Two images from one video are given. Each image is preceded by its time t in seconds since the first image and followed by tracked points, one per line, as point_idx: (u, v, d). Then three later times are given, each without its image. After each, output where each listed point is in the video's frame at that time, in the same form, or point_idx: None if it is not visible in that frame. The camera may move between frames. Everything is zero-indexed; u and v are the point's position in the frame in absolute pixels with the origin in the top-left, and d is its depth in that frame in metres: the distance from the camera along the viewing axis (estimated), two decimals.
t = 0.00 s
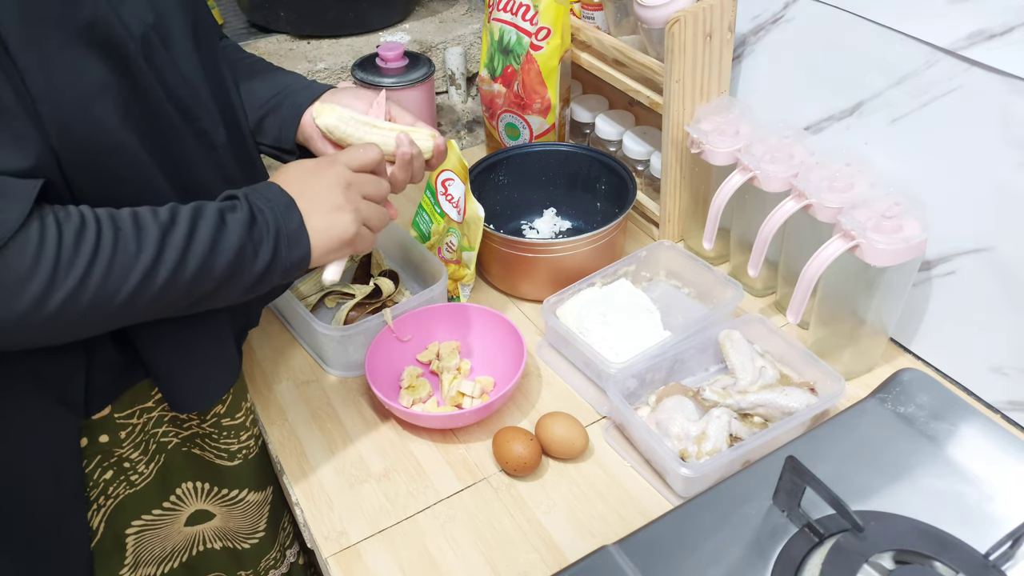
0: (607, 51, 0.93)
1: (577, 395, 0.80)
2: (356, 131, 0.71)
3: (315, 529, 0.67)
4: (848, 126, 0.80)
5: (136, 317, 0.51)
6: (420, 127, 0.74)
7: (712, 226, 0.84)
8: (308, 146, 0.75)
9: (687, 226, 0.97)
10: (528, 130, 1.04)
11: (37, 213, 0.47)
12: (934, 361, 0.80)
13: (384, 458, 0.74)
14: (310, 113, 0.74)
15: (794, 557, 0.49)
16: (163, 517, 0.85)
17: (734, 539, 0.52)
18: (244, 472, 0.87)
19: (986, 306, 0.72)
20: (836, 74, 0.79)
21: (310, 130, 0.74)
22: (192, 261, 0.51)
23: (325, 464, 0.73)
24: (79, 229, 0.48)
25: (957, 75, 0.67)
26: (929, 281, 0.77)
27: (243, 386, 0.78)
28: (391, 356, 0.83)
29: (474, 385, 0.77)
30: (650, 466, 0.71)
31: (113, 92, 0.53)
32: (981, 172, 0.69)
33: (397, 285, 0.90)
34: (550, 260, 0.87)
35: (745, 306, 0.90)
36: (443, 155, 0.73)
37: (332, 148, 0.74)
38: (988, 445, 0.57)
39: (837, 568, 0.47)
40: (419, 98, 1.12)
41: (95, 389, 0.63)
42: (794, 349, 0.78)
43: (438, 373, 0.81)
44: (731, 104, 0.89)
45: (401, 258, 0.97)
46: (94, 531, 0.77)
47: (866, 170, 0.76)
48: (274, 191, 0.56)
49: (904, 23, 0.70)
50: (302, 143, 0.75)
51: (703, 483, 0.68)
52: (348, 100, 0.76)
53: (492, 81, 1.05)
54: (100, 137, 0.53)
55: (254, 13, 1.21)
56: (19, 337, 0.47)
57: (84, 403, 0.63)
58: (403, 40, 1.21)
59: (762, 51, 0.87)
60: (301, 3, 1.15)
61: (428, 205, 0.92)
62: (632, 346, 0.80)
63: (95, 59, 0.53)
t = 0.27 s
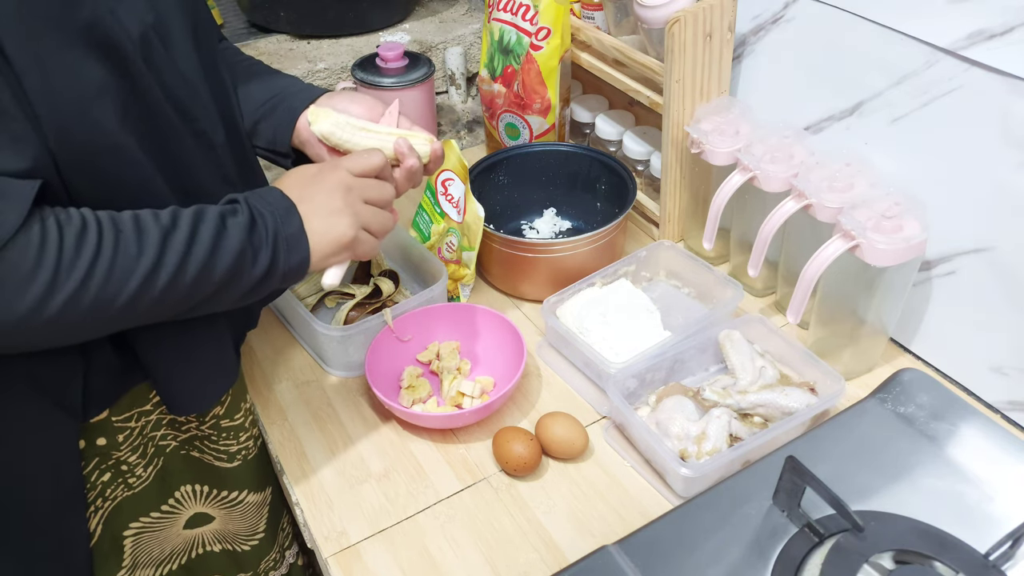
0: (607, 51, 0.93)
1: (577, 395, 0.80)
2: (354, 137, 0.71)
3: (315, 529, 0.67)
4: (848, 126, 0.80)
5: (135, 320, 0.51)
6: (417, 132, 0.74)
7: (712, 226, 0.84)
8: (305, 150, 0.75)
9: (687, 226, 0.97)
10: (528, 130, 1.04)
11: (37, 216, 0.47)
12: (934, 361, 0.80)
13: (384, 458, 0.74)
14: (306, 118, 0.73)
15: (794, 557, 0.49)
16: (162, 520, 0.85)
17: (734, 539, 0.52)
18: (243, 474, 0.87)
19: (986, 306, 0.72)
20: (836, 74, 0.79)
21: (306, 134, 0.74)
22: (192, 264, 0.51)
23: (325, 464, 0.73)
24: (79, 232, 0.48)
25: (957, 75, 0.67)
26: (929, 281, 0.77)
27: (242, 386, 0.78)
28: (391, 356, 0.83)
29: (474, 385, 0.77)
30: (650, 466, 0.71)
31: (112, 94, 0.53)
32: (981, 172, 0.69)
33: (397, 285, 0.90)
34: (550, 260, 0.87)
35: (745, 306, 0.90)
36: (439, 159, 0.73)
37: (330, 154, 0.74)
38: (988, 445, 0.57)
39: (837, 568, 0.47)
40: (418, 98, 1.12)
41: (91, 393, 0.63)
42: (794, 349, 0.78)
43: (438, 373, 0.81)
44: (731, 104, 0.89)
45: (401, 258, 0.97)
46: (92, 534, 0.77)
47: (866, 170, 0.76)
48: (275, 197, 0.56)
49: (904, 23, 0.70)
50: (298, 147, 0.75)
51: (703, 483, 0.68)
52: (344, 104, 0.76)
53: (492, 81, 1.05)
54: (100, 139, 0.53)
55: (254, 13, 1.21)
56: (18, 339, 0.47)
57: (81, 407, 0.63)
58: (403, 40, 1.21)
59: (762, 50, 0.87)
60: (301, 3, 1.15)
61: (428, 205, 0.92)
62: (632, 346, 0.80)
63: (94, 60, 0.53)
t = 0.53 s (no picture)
0: (607, 51, 0.93)
1: (577, 395, 0.80)
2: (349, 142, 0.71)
3: (315, 529, 0.67)
4: (848, 126, 0.80)
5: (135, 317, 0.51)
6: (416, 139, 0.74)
7: (712, 226, 0.84)
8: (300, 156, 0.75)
9: (687, 226, 0.97)
10: (528, 130, 1.04)
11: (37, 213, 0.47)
12: (934, 361, 0.80)
13: (384, 458, 0.74)
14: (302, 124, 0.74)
15: (794, 557, 0.49)
16: (162, 522, 0.85)
17: (734, 539, 0.52)
18: (243, 473, 0.87)
19: (986, 306, 0.72)
20: (836, 74, 0.79)
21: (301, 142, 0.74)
22: (193, 260, 0.51)
23: (324, 464, 0.73)
24: (79, 229, 0.48)
25: (957, 75, 0.67)
26: (929, 280, 0.77)
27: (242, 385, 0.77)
28: (391, 356, 0.83)
29: (474, 385, 0.77)
30: (650, 466, 0.71)
31: (111, 94, 0.53)
32: (981, 172, 0.69)
33: (397, 285, 0.90)
34: (550, 260, 0.87)
35: (745, 306, 0.90)
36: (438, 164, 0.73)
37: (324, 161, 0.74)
38: (988, 445, 0.57)
39: (837, 568, 0.47)
40: (418, 98, 1.12)
41: (94, 394, 0.62)
42: (794, 349, 0.78)
43: (438, 373, 0.81)
44: (731, 104, 0.89)
45: (401, 259, 0.97)
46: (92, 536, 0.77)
47: (866, 170, 0.76)
48: (275, 195, 0.56)
49: (905, 23, 0.70)
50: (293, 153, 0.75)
51: (703, 483, 0.68)
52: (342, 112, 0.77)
53: (492, 81, 1.05)
54: (99, 138, 0.53)
55: (254, 13, 1.21)
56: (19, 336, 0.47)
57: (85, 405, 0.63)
58: (403, 40, 1.21)
59: (762, 50, 0.87)
60: (301, 3, 1.15)
61: (428, 205, 0.93)
62: (632, 346, 0.80)
63: (92, 60, 0.52)
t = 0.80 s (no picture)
0: (607, 51, 0.93)
1: (577, 395, 0.80)
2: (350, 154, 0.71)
3: (315, 529, 0.67)
4: (848, 126, 0.80)
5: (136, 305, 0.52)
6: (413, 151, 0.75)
7: (712, 226, 0.84)
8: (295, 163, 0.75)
9: (687, 226, 0.97)
10: (528, 130, 1.04)
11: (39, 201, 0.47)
12: (934, 361, 0.80)
13: (384, 458, 0.74)
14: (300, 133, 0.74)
15: (794, 557, 0.49)
16: (164, 519, 0.85)
17: (734, 540, 0.52)
18: (244, 470, 0.86)
19: (987, 307, 0.72)
20: (837, 74, 0.79)
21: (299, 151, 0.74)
22: (194, 250, 0.51)
23: (324, 464, 0.73)
24: (80, 217, 0.48)
25: (957, 75, 0.67)
26: (929, 281, 0.77)
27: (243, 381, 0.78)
28: (391, 357, 0.83)
29: (473, 385, 0.77)
30: (650, 466, 0.71)
31: (111, 91, 0.53)
32: (980, 172, 0.69)
33: (397, 285, 0.90)
34: (550, 260, 0.87)
35: (746, 306, 0.90)
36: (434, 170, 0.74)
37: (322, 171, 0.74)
38: (988, 445, 0.57)
39: (837, 568, 0.47)
40: (418, 97, 1.13)
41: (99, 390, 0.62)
42: (794, 349, 0.78)
43: (438, 373, 0.81)
44: (731, 104, 0.89)
45: (401, 259, 0.97)
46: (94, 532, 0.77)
47: (866, 170, 0.76)
48: (277, 185, 0.56)
49: (905, 23, 0.70)
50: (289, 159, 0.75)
51: (703, 483, 0.68)
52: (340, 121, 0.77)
53: (492, 81, 1.05)
54: (99, 136, 0.52)
55: (254, 13, 1.21)
56: (20, 325, 0.48)
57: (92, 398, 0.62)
58: (403, 40, 1.21)
59: (762, 50, 0.87)
60: (301, 3, 1.15)
61: (428, 205, 0.93)
62: (633, 346, 0.80)
63: (92, 58, 0.52)
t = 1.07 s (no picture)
0: (607, 51, 0.93)
1: (577, 395, 0.80)
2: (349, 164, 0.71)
3: (315, 529, 0.67)
4: (848, 126, 0.80)
5: (133, 298, 0.51)
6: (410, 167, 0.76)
7: (712, 226, 0.84)
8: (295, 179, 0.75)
9: (687, 226, 0.97)
10: (528, 130, 1.04)
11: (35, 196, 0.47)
12: (934, 361, 0.80)
13: (384, 458, 0.74)
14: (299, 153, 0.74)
15: (794, 557, 0.49)
16: (162, 514, 0.85)
17: (734, 540, 0.52)
18: (243, 469, 0.87)
19: (987, 307, 0.72)
20: (837, 74, 0.79)
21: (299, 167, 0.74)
22: (190, 241, 0.51)
23: (324, 464, 0.73)
24: (76, 210, 0.48)
25: (957, 75, 0.67)
26: (929, 281, 0.77)
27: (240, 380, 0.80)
28: (391, 357, 0.83)
29: (474, 385, 0.77)
30: (650, 466, 0.71)
31: (109, 86, 0.53)
32: (980, 171, 0.69)
33: (397, 285, 0.90)
34: (550, 260, 0.87)
35: (746, 306, 0.90)
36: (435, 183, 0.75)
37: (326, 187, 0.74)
38: (988, 445, 0.57)
39: (837, 568, 0.47)
40: (418, 98, 1.12)
41: (94, 384, 0.63)
42: (794, 349, 0.78)
43: (438, 373, 0.81)
44: (731, 104, 0.89)
45: (401, 259, 0.97)
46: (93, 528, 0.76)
47: (866, 170, 0.76)
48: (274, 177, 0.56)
49: (905, 23, 0.70)
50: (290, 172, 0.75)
51: (703, 483, 0.68)
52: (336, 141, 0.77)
53: (492, 81, 1.05)
54: (97, 131, 0.52)
55: (253, 13, 1.21)
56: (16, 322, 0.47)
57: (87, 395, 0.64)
58: (403, 40, 1.21)
59: (762, 50, 0.87)
60: (301, 3, 1.15)
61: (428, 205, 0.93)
62: (633, 346, 0.80)
63: (90, 54, 0.52)
